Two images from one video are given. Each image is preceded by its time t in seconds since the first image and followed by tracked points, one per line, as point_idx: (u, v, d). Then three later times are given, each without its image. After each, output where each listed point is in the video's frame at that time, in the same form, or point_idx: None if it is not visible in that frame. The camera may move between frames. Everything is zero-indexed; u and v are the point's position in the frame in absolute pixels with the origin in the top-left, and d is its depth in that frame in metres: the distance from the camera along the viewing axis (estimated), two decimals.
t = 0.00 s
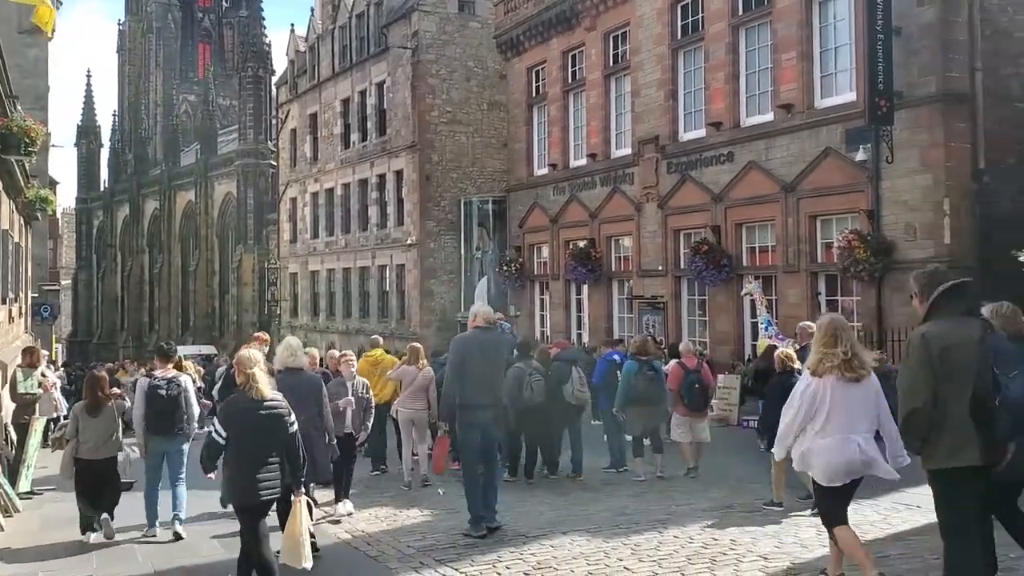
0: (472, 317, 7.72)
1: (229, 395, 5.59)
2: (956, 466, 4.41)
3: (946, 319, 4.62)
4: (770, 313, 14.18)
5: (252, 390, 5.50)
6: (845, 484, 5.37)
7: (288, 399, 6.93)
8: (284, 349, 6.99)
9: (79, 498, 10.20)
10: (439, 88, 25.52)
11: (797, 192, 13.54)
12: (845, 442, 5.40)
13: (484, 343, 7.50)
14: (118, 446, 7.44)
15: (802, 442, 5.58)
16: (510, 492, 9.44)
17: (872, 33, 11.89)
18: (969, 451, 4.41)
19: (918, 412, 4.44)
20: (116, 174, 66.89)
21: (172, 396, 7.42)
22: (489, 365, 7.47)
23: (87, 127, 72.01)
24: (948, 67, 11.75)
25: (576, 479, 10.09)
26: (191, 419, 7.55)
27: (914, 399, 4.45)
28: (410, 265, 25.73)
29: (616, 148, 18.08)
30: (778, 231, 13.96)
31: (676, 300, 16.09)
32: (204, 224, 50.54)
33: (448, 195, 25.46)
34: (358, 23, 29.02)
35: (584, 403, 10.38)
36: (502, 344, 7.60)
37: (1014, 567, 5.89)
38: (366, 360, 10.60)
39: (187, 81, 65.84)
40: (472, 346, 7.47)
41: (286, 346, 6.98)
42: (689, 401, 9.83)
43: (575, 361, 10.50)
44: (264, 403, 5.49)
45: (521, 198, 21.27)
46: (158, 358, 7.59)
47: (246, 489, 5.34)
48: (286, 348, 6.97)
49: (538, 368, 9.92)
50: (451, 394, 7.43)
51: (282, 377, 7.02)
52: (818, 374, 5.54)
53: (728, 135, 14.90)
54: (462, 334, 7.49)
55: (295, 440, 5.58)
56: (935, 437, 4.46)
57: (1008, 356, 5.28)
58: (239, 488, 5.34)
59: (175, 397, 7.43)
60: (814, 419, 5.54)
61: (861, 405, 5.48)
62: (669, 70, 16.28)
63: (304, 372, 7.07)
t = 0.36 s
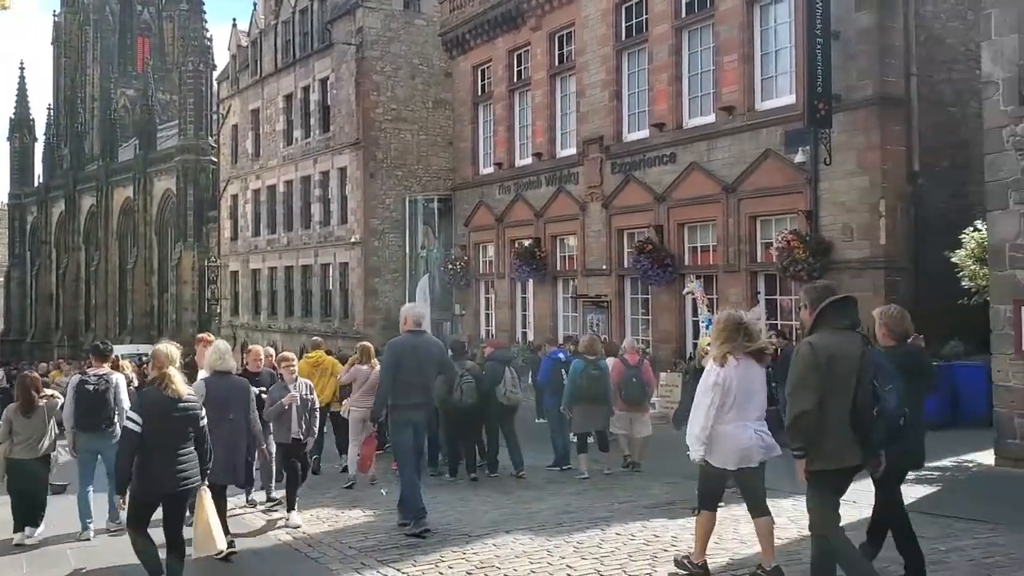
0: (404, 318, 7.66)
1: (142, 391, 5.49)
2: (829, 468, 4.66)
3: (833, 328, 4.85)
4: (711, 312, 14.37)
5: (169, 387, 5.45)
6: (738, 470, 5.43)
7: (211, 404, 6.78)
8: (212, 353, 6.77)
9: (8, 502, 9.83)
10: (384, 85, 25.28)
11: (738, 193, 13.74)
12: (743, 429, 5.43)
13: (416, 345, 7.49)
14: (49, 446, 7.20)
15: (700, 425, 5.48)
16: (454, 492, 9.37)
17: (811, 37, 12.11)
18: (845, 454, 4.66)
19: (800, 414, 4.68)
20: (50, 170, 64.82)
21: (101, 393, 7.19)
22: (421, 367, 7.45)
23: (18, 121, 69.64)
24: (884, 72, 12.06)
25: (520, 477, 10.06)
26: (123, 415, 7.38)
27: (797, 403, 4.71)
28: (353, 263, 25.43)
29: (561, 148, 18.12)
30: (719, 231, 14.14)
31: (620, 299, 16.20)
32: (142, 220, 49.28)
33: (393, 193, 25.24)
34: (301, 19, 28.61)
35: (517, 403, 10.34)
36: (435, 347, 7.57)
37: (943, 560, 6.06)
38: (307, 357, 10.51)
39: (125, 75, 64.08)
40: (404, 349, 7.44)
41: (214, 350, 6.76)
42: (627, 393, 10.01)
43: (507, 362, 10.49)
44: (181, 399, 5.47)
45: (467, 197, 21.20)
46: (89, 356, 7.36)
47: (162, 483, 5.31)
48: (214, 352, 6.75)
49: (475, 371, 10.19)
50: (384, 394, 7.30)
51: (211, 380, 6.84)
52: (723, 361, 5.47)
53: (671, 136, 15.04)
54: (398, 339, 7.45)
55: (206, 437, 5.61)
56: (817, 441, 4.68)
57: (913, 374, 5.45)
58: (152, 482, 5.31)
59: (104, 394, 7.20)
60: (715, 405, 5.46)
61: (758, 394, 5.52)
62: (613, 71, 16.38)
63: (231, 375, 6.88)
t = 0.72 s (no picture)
0: (345, 319, 7.51)
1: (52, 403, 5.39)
2: (729, 459, 5.03)
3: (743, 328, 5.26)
4: (661, 313, 14.47)
5: (79, 397, 5.39)
6: (634, 467, 5.65)
7: (142, 405, 6.60)
8: (142, 354, 6.68)
9: None
10: (335, 85, 24.97)
11: (687, 196, 13.85)
12: (636, 428, 5.67)
13: (359, 345, 7.37)
14: None
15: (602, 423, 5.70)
16: (403, 496, 9.25)
17: (759, 43, 12.26)
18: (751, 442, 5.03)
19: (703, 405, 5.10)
20: None
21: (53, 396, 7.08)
22: (364, 367, 7.35)
23: None
24: (830, 78, 12.26)
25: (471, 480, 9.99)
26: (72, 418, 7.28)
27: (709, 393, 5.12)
28: (303, 265, 25.08)
29: (513, 149, 18.08)
30: (668, 233, 14.24)
31: (571, 300, 16.22)
32: (85, 220, 48.02)
33: (344, 193, 24.95)
34: (250, 16, 28.14)
35: (461, 405, 10.25)
36: (378, 347, 7.46)
37: (887, 558, 6.14)
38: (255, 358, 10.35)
39: (68, 71, 62.31)
40: (347, 348, 7.31)
41: (143, 349, 6.68)
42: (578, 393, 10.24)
43: (453, 363, 10.39)
44: (93, 410, 5.41)
45: (419, 198, 21.05)
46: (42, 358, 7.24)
47: (74, 495, 5.23)
48: (144, 353, 6.67)
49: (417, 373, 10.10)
50: (328, 393, 7.15)
51: (143, 380, 6.66)
52: (620, 364, 5.77)
53: (621, 139, 15.11)
54: (341, 339, 7.27)
55: (119, 445, 5.58)
56: (718, 430, 5.05)
57: (824, 375, 5.81)
58: (59, 490, 5.25)
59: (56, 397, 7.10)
60: (616, 404, 5.71)
61: (656, 396, 5.81)
62: (565, 73, 16.40)
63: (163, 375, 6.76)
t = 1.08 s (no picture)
0: (305, 331, 7.44)
1: None
2: (644, 462, 5.15)
3: (648, 336, 5.34)
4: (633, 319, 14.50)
5: (16, 397, 5.51)
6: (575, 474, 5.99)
7: (84, 414, 6.42)
8: (87, 365, 6.55)
9: None
10: (307, 90, 24.79)
11: (659, 202, 13.89)
12: (567, 436, 6.04)
13: (318, 357, 7.26)
14: None
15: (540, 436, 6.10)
16: (374, 503, 9.17)
17: (730, 51, 12.34)
18: (658, 451, 5.12)
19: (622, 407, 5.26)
20: None
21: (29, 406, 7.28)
22: (323, 378, 7.26)
23: None
24: (801, 86, 12.37)
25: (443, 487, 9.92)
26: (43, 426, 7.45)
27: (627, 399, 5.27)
28: (274, 270, 24.83)
29: (486, 155, 18.04)
30: (641, 239, 14.28)
31: (544, 306, 16.21)
32: (52, 225, 47.23)
33: (316, 198, 24.75)
34: (221, 20, 27.86)
35: (434, 412, 10.23)
36: (338, 358, 7.36)
37: (859, 563, 6.16)
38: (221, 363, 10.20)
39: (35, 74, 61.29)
40: (306, 361, 7.21)
41: (87, 360, 6.54)
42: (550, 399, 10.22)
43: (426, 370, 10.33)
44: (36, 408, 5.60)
45: (391, 203, 20.94)
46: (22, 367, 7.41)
47: (27, 487, 5.44)
48: (89, 363, 6.54)
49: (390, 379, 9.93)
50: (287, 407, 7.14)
51: (86, 391, 6.49)
52: (558, 375, 6.14)
53: (594, 145, 15.13)
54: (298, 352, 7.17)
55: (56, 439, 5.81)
56: (635, 436, 5.19)
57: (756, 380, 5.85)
58: (15, 489, 5.40)
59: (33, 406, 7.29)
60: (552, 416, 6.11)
61: (589, 408, 6.19)
62: (538, 79, 16.41)
63: (106, 386, 6.63)
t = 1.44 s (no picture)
0: (265, 335, 7.32)
1: None
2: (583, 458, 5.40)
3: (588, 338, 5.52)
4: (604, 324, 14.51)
5: None
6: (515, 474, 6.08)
7: (30, 418, 6.53)
8: (36, 370, 6.68)
9: None
10: (276, 94, 24.59)
11: (629, 208, 13.94)
12: (507, 436, 6.09)
13: (276, 363, 7.31)
14: None
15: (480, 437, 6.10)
16: (343, 511, 9.06)
17: (699, 59, 12.42)
18: (589, 446, 5.38)
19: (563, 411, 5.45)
20: None
21: None
22: (280, 381, 7.32)
23: None
24: (769, 93, 12.48)
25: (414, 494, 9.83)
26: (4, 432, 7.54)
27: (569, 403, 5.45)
28: (242, 276, 24.56)
29: (457, 161, 18.00)
30: (611, 245, 14.31)
31: (515, 312, 16.19)
32: (16, 230, 46.38)
33: (285, 203, 24.53)
34: (190, 23, 27.55)
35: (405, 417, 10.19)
36: (295, 363, 7.40)
37: (828, 567, 6.19)
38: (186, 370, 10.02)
39: None
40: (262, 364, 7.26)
41: (38, 365, 6.67)
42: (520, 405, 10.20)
43: (398, 375, 10.25)
44: None
45: (362, 209, 20.82)
46: None
47: None
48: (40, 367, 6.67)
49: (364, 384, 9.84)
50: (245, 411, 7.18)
51: (32, 396, 6.61)
52: (499, 375, 6.18)
53: (565, 152, 15.15)
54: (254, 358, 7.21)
55: None
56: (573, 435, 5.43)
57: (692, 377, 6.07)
58: None
59: None
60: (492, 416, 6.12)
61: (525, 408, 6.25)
62: (509, 86, 16.41)
63: (55, 392, 6.72)
